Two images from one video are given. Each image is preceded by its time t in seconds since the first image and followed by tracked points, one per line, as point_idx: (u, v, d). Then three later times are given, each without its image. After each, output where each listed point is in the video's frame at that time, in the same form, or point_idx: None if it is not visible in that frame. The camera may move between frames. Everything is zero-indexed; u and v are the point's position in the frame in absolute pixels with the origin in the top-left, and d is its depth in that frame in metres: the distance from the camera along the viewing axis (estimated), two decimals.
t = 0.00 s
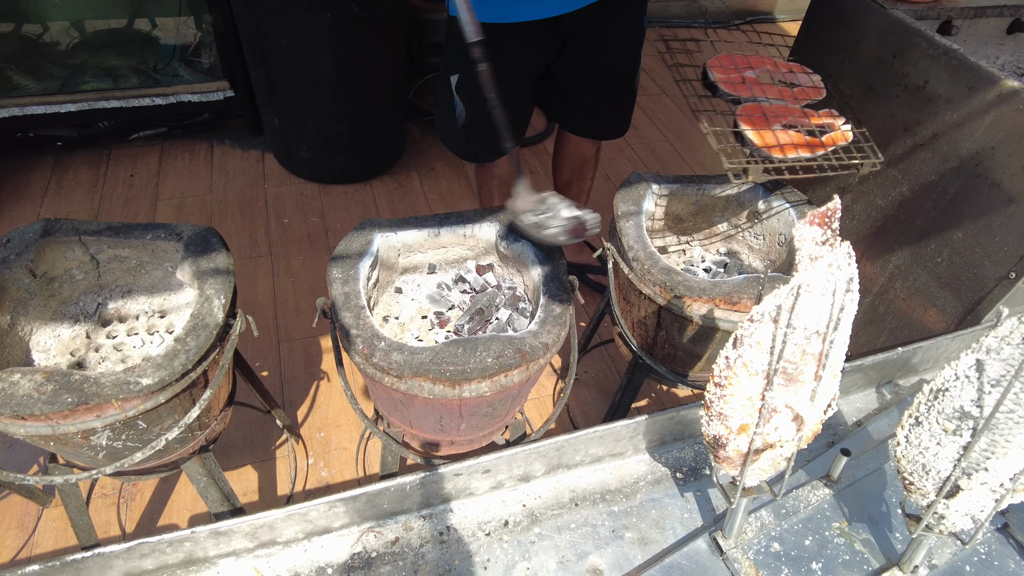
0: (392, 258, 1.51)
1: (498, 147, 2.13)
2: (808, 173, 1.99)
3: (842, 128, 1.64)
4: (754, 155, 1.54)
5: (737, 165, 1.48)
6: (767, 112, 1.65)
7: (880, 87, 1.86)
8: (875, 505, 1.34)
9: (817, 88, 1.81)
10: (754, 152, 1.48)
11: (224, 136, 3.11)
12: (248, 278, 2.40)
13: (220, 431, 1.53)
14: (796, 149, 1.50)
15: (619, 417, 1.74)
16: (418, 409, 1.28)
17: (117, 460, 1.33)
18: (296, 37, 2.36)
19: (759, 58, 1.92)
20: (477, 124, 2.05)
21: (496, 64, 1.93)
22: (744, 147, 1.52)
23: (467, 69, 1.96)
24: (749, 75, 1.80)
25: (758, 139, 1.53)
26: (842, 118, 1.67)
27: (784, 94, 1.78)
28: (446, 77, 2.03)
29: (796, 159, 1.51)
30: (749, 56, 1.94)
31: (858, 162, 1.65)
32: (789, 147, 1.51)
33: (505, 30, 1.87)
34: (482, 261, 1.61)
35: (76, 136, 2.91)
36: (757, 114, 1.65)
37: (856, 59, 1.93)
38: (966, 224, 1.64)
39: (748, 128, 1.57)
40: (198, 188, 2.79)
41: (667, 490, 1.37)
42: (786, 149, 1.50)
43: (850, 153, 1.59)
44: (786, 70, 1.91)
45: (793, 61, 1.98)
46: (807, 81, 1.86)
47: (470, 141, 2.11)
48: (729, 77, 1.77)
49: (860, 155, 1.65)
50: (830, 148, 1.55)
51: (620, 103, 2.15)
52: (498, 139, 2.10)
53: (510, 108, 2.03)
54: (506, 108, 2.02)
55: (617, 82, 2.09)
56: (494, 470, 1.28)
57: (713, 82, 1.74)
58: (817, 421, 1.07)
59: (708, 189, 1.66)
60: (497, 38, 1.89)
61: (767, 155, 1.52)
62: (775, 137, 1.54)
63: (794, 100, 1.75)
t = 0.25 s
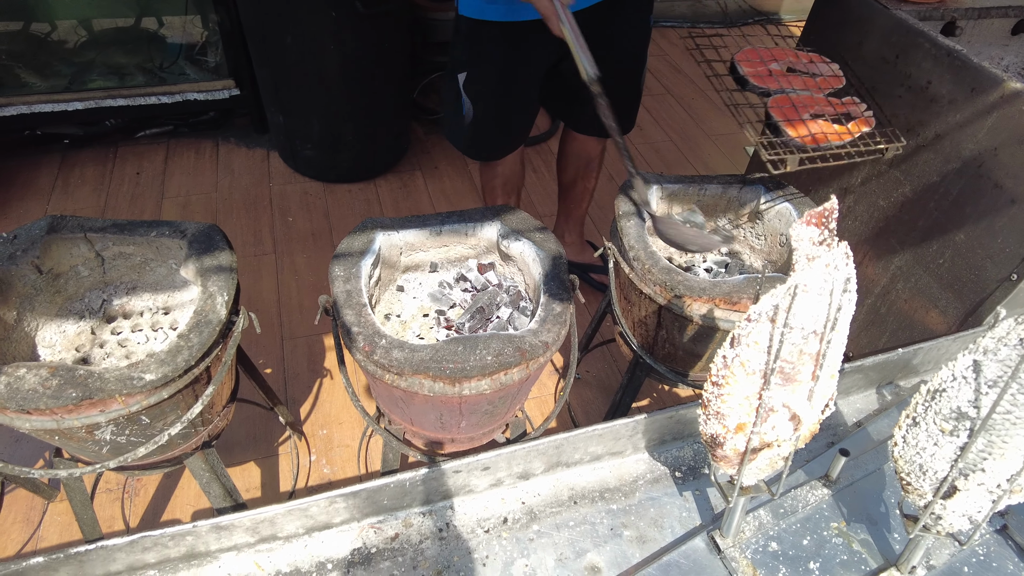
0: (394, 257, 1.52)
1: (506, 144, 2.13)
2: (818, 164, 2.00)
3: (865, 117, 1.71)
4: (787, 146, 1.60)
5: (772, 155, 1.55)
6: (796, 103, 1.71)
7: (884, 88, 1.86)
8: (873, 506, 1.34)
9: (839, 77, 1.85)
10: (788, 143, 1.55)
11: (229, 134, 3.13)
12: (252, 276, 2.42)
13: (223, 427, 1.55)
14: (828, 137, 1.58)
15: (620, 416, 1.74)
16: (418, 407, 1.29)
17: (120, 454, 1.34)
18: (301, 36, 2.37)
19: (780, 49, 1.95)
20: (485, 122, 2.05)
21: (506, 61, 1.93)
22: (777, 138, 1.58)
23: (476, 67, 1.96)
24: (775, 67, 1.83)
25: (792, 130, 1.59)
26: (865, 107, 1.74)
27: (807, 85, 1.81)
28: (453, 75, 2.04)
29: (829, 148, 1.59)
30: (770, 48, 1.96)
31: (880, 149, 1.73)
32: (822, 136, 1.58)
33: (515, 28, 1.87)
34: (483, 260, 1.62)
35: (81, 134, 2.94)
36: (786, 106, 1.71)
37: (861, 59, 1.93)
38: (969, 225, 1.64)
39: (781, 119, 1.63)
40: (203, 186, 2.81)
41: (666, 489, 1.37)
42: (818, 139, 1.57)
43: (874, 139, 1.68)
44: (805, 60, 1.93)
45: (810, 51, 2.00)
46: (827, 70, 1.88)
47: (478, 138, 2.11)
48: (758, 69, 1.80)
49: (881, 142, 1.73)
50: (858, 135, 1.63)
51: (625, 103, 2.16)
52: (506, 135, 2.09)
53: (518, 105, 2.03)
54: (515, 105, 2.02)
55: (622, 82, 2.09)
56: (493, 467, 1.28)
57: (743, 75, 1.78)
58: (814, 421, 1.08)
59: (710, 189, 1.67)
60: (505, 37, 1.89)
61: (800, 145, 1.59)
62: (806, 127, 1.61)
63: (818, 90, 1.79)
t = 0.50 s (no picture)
0: (397, 255, 1.53)
1: (512, 144, 2.14)
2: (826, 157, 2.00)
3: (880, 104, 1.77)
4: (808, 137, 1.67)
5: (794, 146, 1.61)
6: (814, 93, 1.75)
7: (887, 88, 1.86)
8: (874, 505, 1.34)
9: (854, 66, 1.87)
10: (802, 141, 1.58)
11: (233, 133, 3.14)
12: (256, 274, 2.43)
13: (226, 424, 1.56)
14: (846, 128, 1.64)
15: (622, 415, 1.74)
16: (420, 404, 1.30)
17: (124, 450, 1.35)
18: (305, 35, 2.38)
19: (795, 40, 1.97)
20: (491, 122, 2.05)
21: (512, 61, 1.93)
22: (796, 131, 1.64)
23: (482, 68, 1.96)
24: (792, 59, 1.86)
25: (811, 121, 1.65)
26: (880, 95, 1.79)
27: (825, 75, 1.84)
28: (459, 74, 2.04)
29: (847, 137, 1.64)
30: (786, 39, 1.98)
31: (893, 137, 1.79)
32: (841, 126, 1.64)
33: (521, 27, 1.88)
34: (485, 259, 1.62)
35: (88, 133, 2.96)
36: (805, 97, 1.75)
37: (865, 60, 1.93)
38: (971, 226, 1.64)
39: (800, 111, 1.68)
40: (208, 185, 2.82)
41: (666, 487, 1.38)
42: (837, 130, 1.62)
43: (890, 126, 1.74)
44: (820, 50, 1.95)
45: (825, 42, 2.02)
46: (843, 60, 1.90)
47: (484, 137, 2.11)
48: (775, 61, 1.84)
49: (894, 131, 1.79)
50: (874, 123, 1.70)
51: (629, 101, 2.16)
52: (512, 135, 2.10)
53: (524, 104, 2.03)
54: (520, 105, 2.02)
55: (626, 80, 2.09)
56: (494, 465, 1.29)
57: (761, 70, 1.81)
58: (815, 420, 1.08)
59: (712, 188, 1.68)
60: (511, 36, 1.89)
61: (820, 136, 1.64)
62: (825, 119, 1.66)
63: (835, 81, 1.82)
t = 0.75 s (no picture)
0: (403, 251, 1.52)
1: (518, 140, 2.13)
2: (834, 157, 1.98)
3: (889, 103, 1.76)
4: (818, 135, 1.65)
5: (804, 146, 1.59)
6: (826, 91, 1.73)
7: (898, 85, 1.85)
8: (884, 505, 1.33)
9: (863, 64, 1.86)
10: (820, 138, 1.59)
11: (239, 130, 3.14)
12: (262, 271, 2.43)
13: (231, 420, 1.55)
14: (856, 127, 1.63)
15: (628, 414, 1.73)
16: (427, 400, 1.29)
17: (130, 445, 1.35)
18: (311, 32, 2.38)
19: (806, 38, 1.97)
20: (499, 117, 2.04)
21: (525, 56, 1.91)
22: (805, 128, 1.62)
23: (494, 62, 1.93)
24: (804, 56, 1.85)
25: (823, 119, 1.64)
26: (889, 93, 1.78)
27: (835, 73, 1.82)
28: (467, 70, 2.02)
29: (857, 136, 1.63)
30: (795, 36, 1.96)
31: (901, 137, 1.77)
32: (851, 125, 1.63)
33: (536, 23, 1.85)
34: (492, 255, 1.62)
35: (93, 129, 2.95)
36: (816, 94, 1.74)
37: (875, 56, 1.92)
38: (982, 224, 1.63)
39: (812, 108, 1.67)
40: (213, 181, 2.82)
41: (674, 486, 1.37)
42: (848, 127, 1.61)
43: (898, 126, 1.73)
44: (829, 49, 1.92)
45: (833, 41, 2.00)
46: (851, 58, 1.87)
47: (490, 134, 2.10)
48: (788, 59, 1.83)
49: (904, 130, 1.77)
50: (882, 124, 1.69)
51: (637, 98, 2.15)
52: (519, 131, 2.09)
53: (533, 101, 2.02)
54: (529, 101, 2.01)
55: (635, 76, 2.08)
56: (502, 461, 1.28)
57: (774, 67, 1.81)
58: (826, 418, 1.07)
59: (721, 185, 1.67)
60: (525, 31, 1.86)
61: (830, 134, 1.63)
62: (836, 117, 1.65)
63: (846, 79, 1.80)
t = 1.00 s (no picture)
0: (409, 251, 1.53)
1: (522, 140, 2.13)
2: (838, 163, 1.97)
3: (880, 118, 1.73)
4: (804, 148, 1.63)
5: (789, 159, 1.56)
6: (814, 103, 1.73)
7: (902, 86, 1.86)
8: (887, 506, 1.33)
9: (858, 76, 1.87)
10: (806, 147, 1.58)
11: (244, 129, 3.16)
12: (267, 269, 2.44)
13: (238, 417, 1.56)
14: (843, 140, 1.60)
15: (632, 414, 1.74)
16: (432, 399, 1.30)
17: (138, 441, 1.36)
18: (317, 31, 2.39)
19: (801, 48, 1.97)
20: (501, 118, 2.05)
21: (529, 56, 1.91)
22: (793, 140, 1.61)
23: (496, 62, 1.94)
24: (796, 68, 1.85)
25: (808, 131, 1.62)
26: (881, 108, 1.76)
27: (828, 85, 1.83)
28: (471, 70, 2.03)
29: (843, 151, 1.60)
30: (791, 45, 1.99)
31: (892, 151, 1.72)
32: (837, 138, 1.60)
33: (539, 23, 1.85)
34: (498, 255, 1.62)
35: (99, 128, 2.98)
36: (805, 106, 1.72)
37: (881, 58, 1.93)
38: (986, 226, 1.63)
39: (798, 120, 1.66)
40: (219, 180, 2.83)
41: (678, 485, 1.37)
42: (834, 141, 1.59)
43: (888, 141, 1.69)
44: (826, 59, 1.95)
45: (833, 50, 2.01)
46: (847, 69, 1.90)
47: (494, 134, 2.11)
48: (778, 70, 1.83)
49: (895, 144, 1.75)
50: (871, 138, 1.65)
51: (641, 98, 2.15)
52: (522, 131, 2.09)
53: (536, 101, 2.02)
54: (531, 101, 2.02)
55: (639, 75, 2.09)
56: (506, 460, 1.29)
57: (764, 76, 1.80)
58: (830, 418, 1.08)
59: (726, 187, 1.67)
60: (527, 30, 1.87)
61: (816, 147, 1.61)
62: (823, 130, 1.63)
63: (837, 91, 1.81)
